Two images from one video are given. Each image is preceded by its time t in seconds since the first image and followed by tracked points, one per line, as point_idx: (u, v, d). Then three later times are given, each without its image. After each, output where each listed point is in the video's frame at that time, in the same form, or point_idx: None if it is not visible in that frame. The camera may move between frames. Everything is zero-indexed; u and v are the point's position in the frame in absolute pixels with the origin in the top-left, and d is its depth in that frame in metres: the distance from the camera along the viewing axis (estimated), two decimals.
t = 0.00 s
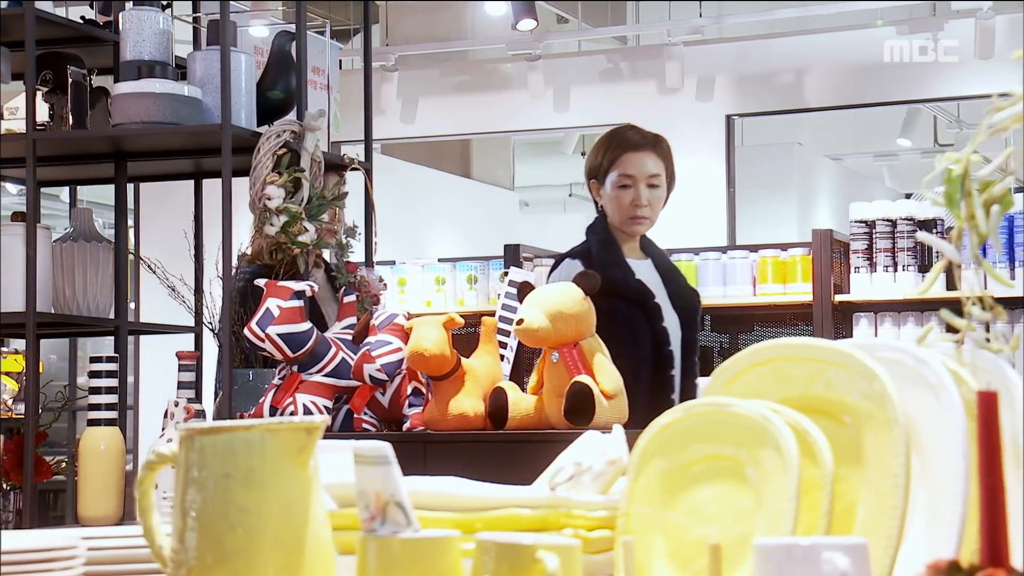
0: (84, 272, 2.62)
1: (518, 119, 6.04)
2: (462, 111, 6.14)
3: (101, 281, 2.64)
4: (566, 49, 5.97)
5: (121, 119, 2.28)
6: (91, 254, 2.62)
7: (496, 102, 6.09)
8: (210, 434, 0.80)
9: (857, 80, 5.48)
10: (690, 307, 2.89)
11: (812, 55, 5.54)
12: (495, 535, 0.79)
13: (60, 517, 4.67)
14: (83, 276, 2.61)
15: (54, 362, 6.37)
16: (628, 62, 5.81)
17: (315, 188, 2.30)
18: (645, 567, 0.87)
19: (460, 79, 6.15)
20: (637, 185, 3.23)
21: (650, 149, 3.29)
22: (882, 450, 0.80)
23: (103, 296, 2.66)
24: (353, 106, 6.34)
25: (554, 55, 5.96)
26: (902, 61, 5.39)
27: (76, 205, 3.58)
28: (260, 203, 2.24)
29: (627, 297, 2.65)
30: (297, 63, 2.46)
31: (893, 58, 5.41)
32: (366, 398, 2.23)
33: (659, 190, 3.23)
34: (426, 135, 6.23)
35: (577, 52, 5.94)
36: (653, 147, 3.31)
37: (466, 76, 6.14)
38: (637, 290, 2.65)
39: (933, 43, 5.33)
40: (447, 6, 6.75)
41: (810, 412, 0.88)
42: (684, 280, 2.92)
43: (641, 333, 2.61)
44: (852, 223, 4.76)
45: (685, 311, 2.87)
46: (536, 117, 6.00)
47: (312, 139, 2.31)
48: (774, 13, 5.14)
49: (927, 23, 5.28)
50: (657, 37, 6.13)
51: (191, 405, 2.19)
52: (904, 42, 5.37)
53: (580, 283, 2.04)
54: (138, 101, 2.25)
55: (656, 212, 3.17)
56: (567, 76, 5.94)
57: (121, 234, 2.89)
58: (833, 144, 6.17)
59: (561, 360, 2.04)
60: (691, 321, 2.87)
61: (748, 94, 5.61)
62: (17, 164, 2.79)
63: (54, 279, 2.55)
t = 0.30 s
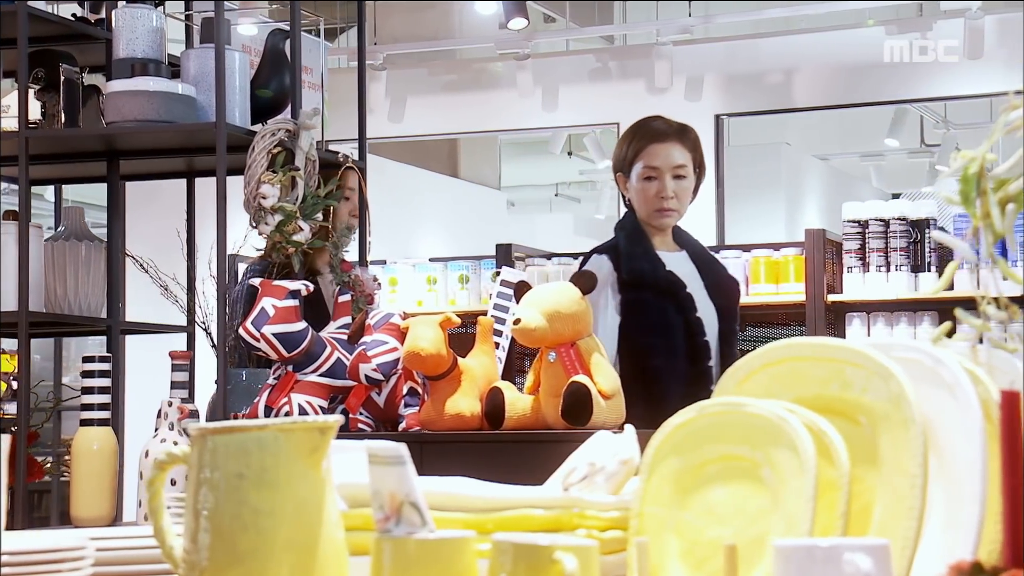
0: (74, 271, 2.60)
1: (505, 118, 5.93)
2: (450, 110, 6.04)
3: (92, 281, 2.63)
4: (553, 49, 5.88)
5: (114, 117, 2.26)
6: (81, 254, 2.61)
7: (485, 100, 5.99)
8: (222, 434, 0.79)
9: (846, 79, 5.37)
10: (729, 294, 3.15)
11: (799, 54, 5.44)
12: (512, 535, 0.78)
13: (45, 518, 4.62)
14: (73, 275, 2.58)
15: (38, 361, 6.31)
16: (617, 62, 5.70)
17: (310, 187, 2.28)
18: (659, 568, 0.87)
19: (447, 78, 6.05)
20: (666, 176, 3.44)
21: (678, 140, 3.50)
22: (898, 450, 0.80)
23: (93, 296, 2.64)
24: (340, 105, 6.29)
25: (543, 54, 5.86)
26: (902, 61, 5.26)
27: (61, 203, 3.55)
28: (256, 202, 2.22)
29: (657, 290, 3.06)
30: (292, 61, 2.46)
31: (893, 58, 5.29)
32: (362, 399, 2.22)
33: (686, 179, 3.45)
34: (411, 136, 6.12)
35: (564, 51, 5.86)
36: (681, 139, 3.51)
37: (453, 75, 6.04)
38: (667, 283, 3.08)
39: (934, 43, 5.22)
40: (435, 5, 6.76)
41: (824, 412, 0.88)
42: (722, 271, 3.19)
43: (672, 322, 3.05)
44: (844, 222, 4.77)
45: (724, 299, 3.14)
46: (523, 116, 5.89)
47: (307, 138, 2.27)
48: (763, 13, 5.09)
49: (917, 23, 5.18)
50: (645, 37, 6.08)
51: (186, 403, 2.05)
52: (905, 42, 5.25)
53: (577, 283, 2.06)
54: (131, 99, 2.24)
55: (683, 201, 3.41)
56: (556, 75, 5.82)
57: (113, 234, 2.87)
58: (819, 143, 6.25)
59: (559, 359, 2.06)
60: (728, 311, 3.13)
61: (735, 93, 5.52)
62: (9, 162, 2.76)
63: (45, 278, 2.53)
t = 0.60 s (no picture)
0: (62, 271, 2.58)
1: (492, 117, 5.91)
2: (436, 109, 6.00)
3: (81, 280, 2.61)
4: (538, 48, 5.86)
5: (105, 116, 2.25)
6: (71, 253, 2.60)
7: (471, 100, 5.96)
8: (233, 434, 0.79)
9: (832, 79, 5.37)
10: (746, 292, 2.85)
11: (785, 54, 5.43)
12: (523, 536, 0.78)
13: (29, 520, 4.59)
14: (61, 275, 2.57)
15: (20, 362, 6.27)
16: (604, 61, 5.70)
17: (302, 185, 2.29)
18: (669, 568, 0.86)
19: (433, 77, 6.01)
20: (680, 176, 3.12)
21: (696, 137, 3.16)
22: (911, 450, 0.80)
23: (82, 295, 2.63)
24: (326, 104, 6.26)
25: (529, 53, 5.85)
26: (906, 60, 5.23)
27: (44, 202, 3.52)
28: (247, 201, 2.20)
29: (673, 288, 2.71)
30: (283, 59, 2.45)
31: (894, 58, 5.26)
32: (354, 399, 2.21)
33: (703, 179, 3.12)
34: (397, 135, 6.09)
35: (550, 50, 5.83)
36: (698, 135, 3.17)
37: (439, 74, 6.01)
38: (683, 281, 2.72)
39: (933, 43, 5.20)
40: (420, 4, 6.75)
41: (835, 412, 0.87)
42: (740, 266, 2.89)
43: (688, 323, 2.70)
44: (834, 223, 4.76)
45: (741, 295, 2.83)
46: (510, 116, 5.88)
47: (299, 137, 2.27)
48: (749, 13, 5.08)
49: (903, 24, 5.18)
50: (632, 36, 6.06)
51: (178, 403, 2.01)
52: (905, 42, 5.23)
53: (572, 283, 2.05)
54: (122, 98, 2.23)
55: (698, 204, 3.09)
56: (542, 75, 5.82)
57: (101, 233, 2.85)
58: (807, 142, 5.93)
59: (553, 360, 2.03)
60: (743, 309, 2.82)
61: (722, 92, 5.51)
62: None
63: (33, 277, 2.52)
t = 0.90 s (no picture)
0: (53, 271, 2.56)
1: (480, 117, 5.90)
2: (423, 108, 5.99)
3: (72, 280, 2.60)
4: (524, 48, 5.85)
5: (96, 114, 2.23)
6: (61, 253, 2.58)
7: (459, 99, 5.94)
8: (242, 434, 0.79)
9: (820, 80, 5.37)
10: (755, 291, 2.83)
11: (772, 54, 5.44)
12: (536, 537, 0.77)
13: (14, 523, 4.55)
14: (51, 275, 2.55)
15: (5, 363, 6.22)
16: (591, 61, 5.69)
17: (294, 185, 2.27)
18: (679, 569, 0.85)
19: (420, 76, 5.99)
20: (687, 175, 3.05)
21: (705, 136, 3.09)
22: (924, 450, 0.79)
23: (72, 295, 2.61)
24: (312, 103, 6.24)
25: (516, 53, 5.84)
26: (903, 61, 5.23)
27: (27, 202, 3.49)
28: (240, 199, 2.20)
29: (674, 288, 2.73)
30: (275, 59, 2.45)
31: (894, 58, 5.25)
32: (348, 398, 2.21)
33: (711, 179, 3.06)
34: (385, 135, 6.07)
35: (537, 50, 5.83)
36: (708, 136, 3.10)
37: (426, 73, 5.98)
38: (684, 281, 2.74)
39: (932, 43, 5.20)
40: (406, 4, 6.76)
41: (846, 412, 0.87)
42: (747, 266, 2.87)
43: (687, 322, 2.71)
44: (824, 223, 4.76)
45: (749, 295, 2.82)
46: (497, 115, 5.87)
47: (292, 135, 2.28)
48: (737, 13, 5.08)
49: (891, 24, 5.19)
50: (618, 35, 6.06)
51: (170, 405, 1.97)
52: (904, 41, 5.23)
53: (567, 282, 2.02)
54: (113, 96, 2.21)
55: (706, 204, 3.02)
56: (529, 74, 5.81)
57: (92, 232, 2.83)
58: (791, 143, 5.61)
59: (548, 359, 2.02)
60: (750, 308, 2.81)
61: (710, 92, 5.52)
62: None
63: (23, 277, 2.50)
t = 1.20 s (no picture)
0: (44, 270, 2.54)
1: (468, 117, 5.90)
2: (412, 108, 5.98)
3: (64, 280, 2.57)
4: (512, 48, 5.84)
5: (90, 113, 2.23)
6: (52, 253, 2.56)
7: (447, 99, 5.94)
8: (253, 434, 0.78)
9: (808, 80, 5.37)
10: (769, 291, 2.70)
11: (761, 54, 5.44)
12: (548, 537, 0.77)
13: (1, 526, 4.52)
14: (42, 274, 2.53)
15: None
16: (579, 61, 5.70)
17: (289, 184, 2.28)
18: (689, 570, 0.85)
19: (409, 76, 5.99)
20: (693, 174, 2.84)
21: (714, 134, 2.87)
22: (937, 450, 0.79)
23: (65, 295, 2.58)
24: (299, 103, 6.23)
25: (504, 53, 5.83)
26: (902, 61, 5.24)
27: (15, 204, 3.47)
28: (234, 198, 2.21)
29: (675, 290, 2.66)
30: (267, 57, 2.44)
31: (893, 59, 5.25)
32: (342, 399, 2.18)
33: (720, 178, 2.84)
34: (373, 134, 6.05)
35: (525, 50, 5.82)
36: (718, 133, 2.88)
37: (415, 73, 5.98)
38: (683, 281, 2.66)
39: (933, 43, 5.18)
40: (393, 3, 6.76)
41: (858, 412, 0.87)
42: (760, 266, 2.73)
43: (686, 325, 2.63)
44: (816, 223, 4.76)
45: (763, 295, 2.69)
46: (486, 116, 5.86)
47: (286, 135, 2.27)
48: (725, 13, 5.07)
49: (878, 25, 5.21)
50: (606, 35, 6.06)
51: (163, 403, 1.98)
52: (905, 41, 5.23)
53: (563, 281, 2.03)
54: (106, 95, 2.20)
55: (713, 204, 2.82)
56: (517, 74, 5.81)
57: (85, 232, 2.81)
58: (777, 143, 5.63)
59: (543, 359, 2.02)
60: (763, 309, 2.68)
61: (698, 93, 5.52)
62: None
63: (14, 277, 2.48)
